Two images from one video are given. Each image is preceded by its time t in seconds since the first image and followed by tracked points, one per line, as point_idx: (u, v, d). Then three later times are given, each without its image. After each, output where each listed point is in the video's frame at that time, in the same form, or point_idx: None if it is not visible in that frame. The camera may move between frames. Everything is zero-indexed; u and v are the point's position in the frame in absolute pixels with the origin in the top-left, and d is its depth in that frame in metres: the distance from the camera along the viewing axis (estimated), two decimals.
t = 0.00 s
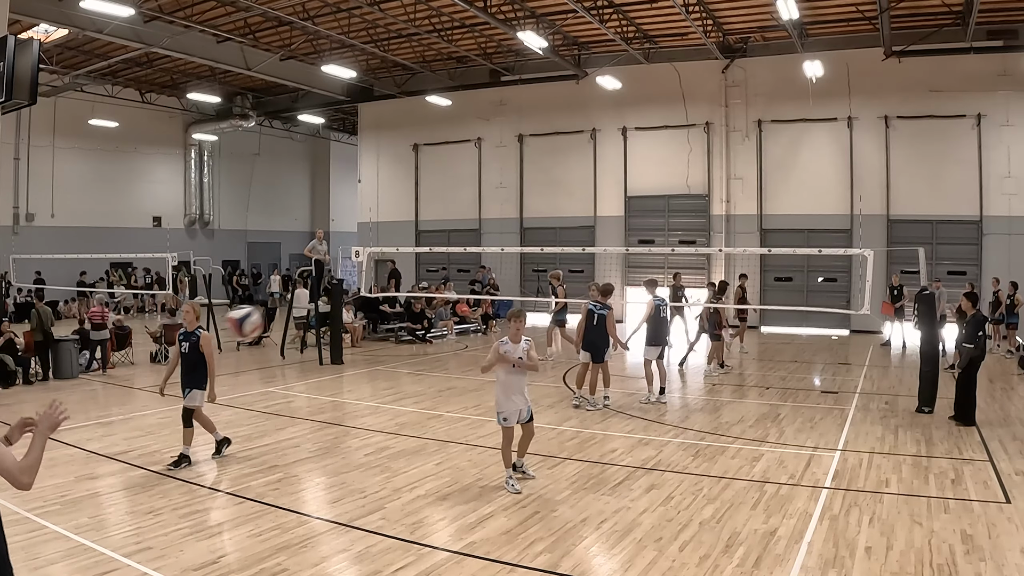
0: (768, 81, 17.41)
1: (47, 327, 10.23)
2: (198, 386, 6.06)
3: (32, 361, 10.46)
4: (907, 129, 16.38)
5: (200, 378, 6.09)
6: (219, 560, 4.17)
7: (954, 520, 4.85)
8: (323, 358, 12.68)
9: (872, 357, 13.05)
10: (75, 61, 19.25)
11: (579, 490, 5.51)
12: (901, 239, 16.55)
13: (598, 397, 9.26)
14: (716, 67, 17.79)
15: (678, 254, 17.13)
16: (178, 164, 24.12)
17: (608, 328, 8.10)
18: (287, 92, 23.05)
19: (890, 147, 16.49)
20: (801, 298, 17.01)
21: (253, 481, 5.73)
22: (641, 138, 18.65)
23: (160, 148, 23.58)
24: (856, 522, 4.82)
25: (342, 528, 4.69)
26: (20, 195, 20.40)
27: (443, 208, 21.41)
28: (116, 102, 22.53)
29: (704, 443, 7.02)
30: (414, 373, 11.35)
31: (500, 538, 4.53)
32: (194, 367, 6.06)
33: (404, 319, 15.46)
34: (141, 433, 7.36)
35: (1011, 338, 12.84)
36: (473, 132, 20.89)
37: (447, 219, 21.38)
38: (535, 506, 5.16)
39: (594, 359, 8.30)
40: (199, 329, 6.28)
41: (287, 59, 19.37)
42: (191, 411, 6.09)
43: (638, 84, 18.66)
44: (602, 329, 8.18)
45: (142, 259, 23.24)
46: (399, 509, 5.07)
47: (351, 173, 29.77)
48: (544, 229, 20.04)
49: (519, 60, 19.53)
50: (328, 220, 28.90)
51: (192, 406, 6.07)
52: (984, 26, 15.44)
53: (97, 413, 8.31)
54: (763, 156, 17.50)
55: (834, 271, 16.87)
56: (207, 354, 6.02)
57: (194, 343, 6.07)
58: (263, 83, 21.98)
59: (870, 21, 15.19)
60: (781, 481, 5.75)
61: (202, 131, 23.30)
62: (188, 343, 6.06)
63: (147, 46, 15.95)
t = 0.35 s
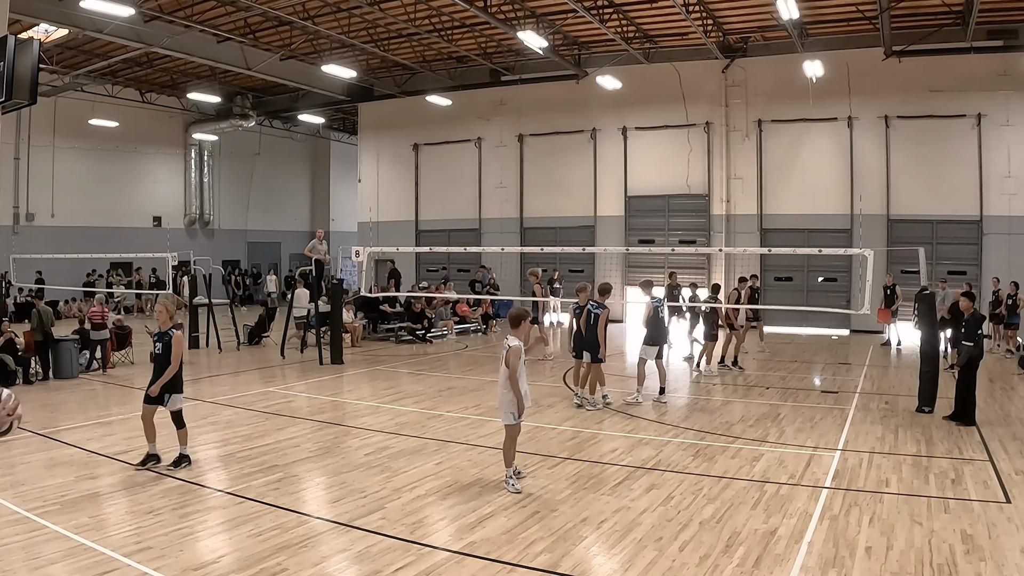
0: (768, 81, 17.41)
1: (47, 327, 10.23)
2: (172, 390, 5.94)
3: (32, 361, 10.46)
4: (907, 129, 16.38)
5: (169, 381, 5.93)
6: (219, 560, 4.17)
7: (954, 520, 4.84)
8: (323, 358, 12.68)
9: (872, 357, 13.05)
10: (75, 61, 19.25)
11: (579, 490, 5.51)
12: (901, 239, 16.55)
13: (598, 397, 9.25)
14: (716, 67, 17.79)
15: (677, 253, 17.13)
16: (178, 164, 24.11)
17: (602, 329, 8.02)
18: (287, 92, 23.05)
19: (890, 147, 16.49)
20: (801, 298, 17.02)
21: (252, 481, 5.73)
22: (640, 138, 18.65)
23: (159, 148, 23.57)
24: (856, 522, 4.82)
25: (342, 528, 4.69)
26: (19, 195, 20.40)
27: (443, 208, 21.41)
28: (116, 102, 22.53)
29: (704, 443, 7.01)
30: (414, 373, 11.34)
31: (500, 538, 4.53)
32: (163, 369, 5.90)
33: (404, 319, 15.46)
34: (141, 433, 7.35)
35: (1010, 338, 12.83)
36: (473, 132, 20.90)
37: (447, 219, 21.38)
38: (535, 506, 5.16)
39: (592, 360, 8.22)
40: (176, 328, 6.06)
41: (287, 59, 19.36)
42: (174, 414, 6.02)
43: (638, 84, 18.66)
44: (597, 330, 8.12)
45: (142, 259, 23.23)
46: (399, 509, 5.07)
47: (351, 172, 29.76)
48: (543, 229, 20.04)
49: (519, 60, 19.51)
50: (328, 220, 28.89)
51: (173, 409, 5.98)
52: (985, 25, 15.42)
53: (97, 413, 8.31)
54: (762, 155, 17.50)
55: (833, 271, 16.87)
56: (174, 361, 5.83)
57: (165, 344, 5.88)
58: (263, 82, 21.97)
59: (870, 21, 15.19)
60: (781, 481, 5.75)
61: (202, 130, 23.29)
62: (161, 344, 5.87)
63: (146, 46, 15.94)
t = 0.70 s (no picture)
0: (769, 79, 17.39)
1: (48, 326, 10.22)
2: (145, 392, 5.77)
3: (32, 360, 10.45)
4: (908, 127, 16.36)
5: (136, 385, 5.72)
6: (219, 559, 4.17)
7: (955, 519, 4.84)
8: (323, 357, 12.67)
9: (873, 356, 13.05)
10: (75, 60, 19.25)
11: (580, 489, 5.51)
12: (902, 237, 16.54)
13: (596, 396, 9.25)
14: (717, 65, 17.77)
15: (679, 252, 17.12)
16: (178, 162, 24.11)
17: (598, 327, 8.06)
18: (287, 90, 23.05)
19: (891, 145, 16.48)
20: (802, 297, 17.02)
21: (253, 479, 5.73)
22: (641, 136, 18.65)
23: (160, 146, 23.56)
24: (857, 520, 4.81)
25: (342, 527, 4.69)
26: (20, 193, 20.41)
27: (444, 206, 21.41)
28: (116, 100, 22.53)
29: (704, 441, 7.01)
30: (415, 371, 11.34)
31: (501, 536, 4.53)
32: (133, 371, 5.71)
33: (404, 317, 15.47)
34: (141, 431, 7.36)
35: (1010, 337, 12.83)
36: (474, 131, 20.88)
37: (448, 217, 21.38)
38: (535, 504, 5.16)
39: (590, 360, 8.21)
40: (141, 328, 5.89)
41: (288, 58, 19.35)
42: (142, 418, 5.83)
43: (638, 83, 18.65)
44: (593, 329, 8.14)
45: (143, 258, 23.23)
46: (400, 508, 5.07)
47: (352, 171, 29.76)
48: (544, 227, 20.04)
49: (519, 58, 19.48)
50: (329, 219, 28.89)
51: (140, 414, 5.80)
52: (985, 24, 15.38)
53: (97, 412, 8.31)
54: (763, 153, 17.49)
55: (834, 269, 16.86)
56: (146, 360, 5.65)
57: (132, 346, 5.67)
58: (263, 81, 21.95)
59: (871, 19, 15.17)
60: (781, 480, 5.74)
61: (202, 129, 23.30)
62: (129, 346, 5.69)
63: (147, 45, 15.91)
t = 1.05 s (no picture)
0: (772, 75, 17.33)
1: (49, 322, 10.22)
2: (116, 390, 5.59)
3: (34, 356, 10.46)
4: (910, 123, 16.32)
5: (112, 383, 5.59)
6: (222, 555, 4.18)
7: (957, 515, 4.84)
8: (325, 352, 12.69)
9: (875, 352, 13.04)
10: (77, 56, 19.24)
11: (582, 485, 5.52)
12: (904, 233, 16.50)
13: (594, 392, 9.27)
14: (719, 61, 17.71)
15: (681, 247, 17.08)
16: (180, 158, 24.11)
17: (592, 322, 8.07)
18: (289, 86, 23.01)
19: (893, 141, 16.43)
20: (804, 293, 16.98)
21: (255, 475, 5.74)
22: (643, 132, 18.60)
23: (162, 142, 23.56)
24: (859, 516, 4.81)
25: (344, 523, 4.70)
26: (22, 190, 20.43)
27: (446, 202, 21.39)
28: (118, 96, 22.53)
29: (706, 437, 7.01)
30: (417, 367, 11.35)
31: (503, 532, 4.54)
32: (113, 369, 5.58)
33: (406, 313, 15.48)
34: (144, 427, 7.38)
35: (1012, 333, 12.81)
36: (476, 127, 20.85)
37: (450, 213, 21.36)
38: (537, 500, 5.16)
39: (585, 355, 8.24)
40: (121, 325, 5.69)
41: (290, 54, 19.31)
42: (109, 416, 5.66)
43: (640, 79, 18.60)
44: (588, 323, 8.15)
45: (145, 254, 23.25)
46: (402, 503, 5.08)
47: (353, 167, 29.75)
48: (546, 223, 20.00)
49: (521, 54, 19.43)
50: (331, 215, 28.88)
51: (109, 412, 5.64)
52: (988, 20, 15.31)
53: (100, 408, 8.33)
54: (766, 149, 17.44)
55: (836, 265, 16.83)
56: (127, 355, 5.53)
57: (110, 343, 5.54)
58: (265, 77, 21.93)
59: (873, 15, 15.11)
60: (783, 476, 5.74)
61: (204, 125, 23.28)
62: (107, 343, 5.55)
63: (149, 41, 15.89)
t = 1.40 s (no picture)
0: (774, 71, 17.28)
1: (51, 319, 10.22)
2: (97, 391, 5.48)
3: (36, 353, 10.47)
4: (912, 120, 16.27)
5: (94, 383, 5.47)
6: (223, 551, 4.18)
7: (958, 512, 4.83)
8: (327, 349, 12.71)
9: (876, 348, 13.04)
10: (78, 53, 19.23)
11: (583, 481, 5.52)
12: (906, 230, 16.46)
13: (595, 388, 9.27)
14: (721, 57, 17.66)
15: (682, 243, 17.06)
16: (182, 155, 24.12)
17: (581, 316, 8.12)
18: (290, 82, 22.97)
19: (895, 137, 16.38)
20: (806, 289, 16.96)
21: (257, 472, 5.75)
22: (645, 128, 18.56)
23: (163, 139, 23.56)
24: (860, 512, 4.81)
25: (346, 519, 4.70)
26: (24, 187, 20.46)
27: (447, 199, 21.38)
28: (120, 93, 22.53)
29: (707, 433, 7.01)
30: (419, 363, 11.36)
31: (504, 528, 4.54)
32: (95, 369, 5.45)
33: (408, 309, 15.49)
34: (146, 424, 7.39)
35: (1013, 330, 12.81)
36: (477, 123, 20.81)
37: (451, 209, 21.34)
38: (539, 496, 5.16)
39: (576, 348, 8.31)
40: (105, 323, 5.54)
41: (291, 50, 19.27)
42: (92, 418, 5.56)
43: (641, 75, 18.56)
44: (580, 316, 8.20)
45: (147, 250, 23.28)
46: (403, 500, 5.08)
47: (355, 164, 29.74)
48: (548, 219, 19.97)
49: (522, 50, 19.39)
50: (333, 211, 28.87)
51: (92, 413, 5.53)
52: (989, 16, 15.25)
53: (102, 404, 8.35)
54: (768, 145, 17.40)
55: (838, 261, 16.80)
56: (110, 357, 5.40)
57: (92, 344, 5.39)
58: (266, 73, 21.90)
59: (875, 11, 15.06)
60: (785, 472, 5.74)
61: (206, 121, 23.27)
62: (90, 343, 5.39)
63: (151, 38, 15.87)
